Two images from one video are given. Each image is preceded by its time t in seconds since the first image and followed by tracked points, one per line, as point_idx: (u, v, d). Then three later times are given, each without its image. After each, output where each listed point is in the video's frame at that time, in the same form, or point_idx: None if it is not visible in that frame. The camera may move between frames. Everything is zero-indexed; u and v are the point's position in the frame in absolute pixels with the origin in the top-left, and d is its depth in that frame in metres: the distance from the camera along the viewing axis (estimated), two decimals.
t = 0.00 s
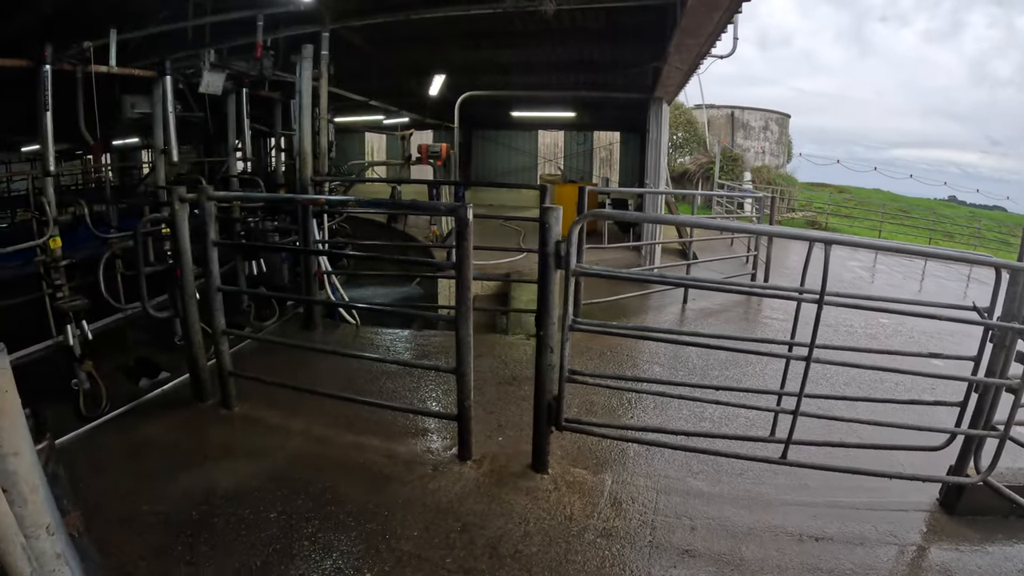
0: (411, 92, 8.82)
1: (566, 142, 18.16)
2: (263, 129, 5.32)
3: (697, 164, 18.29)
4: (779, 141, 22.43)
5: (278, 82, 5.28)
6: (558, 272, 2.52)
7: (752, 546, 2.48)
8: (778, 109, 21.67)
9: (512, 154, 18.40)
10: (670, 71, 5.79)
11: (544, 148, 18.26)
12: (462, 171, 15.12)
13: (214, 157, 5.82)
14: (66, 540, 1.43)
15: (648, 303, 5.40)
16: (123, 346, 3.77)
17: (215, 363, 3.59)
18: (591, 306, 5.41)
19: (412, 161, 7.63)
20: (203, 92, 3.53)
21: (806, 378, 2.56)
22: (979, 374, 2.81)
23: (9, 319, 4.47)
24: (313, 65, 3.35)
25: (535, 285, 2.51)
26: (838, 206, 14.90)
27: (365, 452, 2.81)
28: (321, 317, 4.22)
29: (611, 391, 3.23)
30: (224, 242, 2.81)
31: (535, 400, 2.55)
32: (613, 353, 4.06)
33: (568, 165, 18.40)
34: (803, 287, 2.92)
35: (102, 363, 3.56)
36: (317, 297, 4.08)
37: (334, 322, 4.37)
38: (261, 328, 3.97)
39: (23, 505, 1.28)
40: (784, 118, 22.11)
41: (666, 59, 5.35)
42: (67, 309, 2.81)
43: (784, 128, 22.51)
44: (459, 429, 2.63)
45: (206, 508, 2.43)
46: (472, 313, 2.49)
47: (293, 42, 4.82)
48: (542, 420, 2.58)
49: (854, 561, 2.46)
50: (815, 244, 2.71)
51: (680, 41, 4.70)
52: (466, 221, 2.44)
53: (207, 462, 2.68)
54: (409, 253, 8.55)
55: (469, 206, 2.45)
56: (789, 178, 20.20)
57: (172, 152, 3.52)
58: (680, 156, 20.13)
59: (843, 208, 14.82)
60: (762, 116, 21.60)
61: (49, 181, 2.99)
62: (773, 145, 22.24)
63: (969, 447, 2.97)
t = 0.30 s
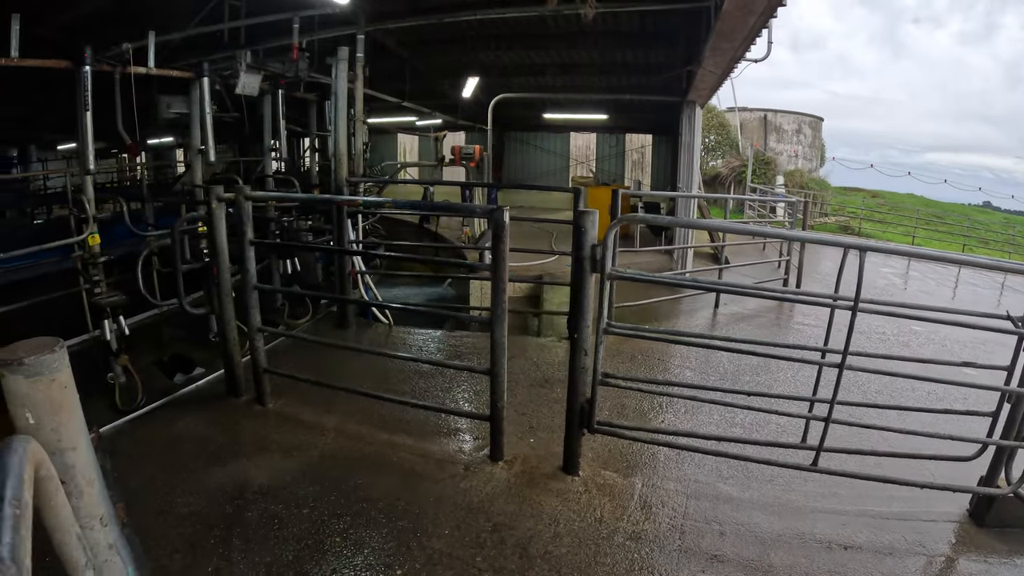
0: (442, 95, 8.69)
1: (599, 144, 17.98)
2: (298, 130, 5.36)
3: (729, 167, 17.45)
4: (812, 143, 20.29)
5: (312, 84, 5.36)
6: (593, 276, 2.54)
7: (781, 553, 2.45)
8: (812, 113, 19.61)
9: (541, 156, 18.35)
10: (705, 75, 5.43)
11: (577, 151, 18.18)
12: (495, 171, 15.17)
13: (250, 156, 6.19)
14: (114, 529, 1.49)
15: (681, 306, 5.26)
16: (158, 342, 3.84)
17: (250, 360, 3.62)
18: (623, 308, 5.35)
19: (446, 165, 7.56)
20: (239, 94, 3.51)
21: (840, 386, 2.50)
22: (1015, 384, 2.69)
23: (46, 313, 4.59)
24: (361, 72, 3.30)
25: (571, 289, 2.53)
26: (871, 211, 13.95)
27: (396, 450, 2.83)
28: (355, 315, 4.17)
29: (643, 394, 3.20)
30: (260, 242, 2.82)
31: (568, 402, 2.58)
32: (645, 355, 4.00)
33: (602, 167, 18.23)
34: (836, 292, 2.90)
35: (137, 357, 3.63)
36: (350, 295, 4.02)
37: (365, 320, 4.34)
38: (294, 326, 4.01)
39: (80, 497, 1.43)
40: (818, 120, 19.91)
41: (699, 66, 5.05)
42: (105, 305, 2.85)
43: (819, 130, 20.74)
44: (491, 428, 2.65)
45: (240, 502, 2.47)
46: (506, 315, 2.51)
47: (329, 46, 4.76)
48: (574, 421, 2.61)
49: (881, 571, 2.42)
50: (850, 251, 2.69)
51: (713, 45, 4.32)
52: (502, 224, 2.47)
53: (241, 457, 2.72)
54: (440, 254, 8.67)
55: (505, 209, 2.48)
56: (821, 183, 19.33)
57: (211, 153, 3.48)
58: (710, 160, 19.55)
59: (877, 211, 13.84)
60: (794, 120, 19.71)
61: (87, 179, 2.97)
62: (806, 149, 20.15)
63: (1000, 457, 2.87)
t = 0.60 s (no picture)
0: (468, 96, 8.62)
1: (630, 146, 17.64)
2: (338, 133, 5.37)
3: (760, 170, 16.32)
4: (843, 147, 19.47)
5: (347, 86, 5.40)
6: (628, 280, 2.58)
7: (809, 560, 2.41)
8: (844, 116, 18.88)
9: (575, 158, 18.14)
10: (739, 79, 5.25)
11: (609, 153, 17.92)
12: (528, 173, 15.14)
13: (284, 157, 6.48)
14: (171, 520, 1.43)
15: (713, 310, 5.16)
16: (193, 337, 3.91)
17: (285, 358, 3.65)
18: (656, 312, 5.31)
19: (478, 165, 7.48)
20: (275, 95, 3.52)
21: (872, 394, 2.44)
22: None
23: (83, 307, 4.70)
24: (397, 75, 3.30)
25: (605, 293, 2.56)
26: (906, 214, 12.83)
27: (429, 450, 2.84)
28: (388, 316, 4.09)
29: (674, 398, 3.18)
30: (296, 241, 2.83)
31: (601, 405, 2.61)
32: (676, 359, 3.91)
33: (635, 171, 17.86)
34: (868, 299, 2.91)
35: (171, 353, 3.70)
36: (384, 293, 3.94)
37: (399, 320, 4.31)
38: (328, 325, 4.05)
39: (139, 490, 1.36)
40: (848, 126, 19.18)
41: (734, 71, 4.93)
42: (142, 301, 2.91)
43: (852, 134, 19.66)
44: (524, 429, 2.68)
45: (273, 497, 2.50)
46: (541, 317, 2.54)
47: (364, 48, 4.77)
48: (606, 423, 2.63)
49: None
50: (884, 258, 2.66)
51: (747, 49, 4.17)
52: (539, 227, 2.50)
53: (274, 454, 2.74)
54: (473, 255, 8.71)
55: (542, 213, 2.50)
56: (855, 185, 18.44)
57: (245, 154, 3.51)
58: (743, 164, 17.58)
59: (911, 217, 13.16)
60: (829, 120, 19.00)
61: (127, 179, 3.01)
62: (839, 152, 19.42)
63: None
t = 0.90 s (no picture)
0: (493, 96, 8.52)
1: (660, 150, 17.36)
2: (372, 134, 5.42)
3: (790, 175, 14.89)
4: (877, 152, 17.92)
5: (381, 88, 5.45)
6: (661, 284, 2.60)
7: (837, 569, 2.38)
8: (875, 120, 17.30)
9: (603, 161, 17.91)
10: (770, 84, 5.20)
11: (638, 156, 17.63)
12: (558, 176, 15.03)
13: (316, 157, 6.50)
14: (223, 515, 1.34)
15: (743, 315, 5.08)
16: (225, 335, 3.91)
17: (318, 356, 3.67)
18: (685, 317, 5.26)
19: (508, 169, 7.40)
20: (309, 97, 3.53)
21: (903, 403, 2.40)
22: None
23: (112, 304, 4.76)
24: (430, 77, 3.33)
25: (638, 298, 2.59)
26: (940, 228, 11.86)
27: (461, 450, 2.86)
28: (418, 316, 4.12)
29: (703, 402, 3.18)
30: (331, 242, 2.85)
31: (633, 408, 2.64)
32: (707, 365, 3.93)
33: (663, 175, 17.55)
34: (904, 306, 2.89)
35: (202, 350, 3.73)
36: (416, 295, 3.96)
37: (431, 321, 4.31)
38: (359, 324, 4.09)
39: (196, 485, 1.31)
40: (882, 129, 17.62)
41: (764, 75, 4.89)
42: (177, 298, 2.93)
43: (882, 139, 18.05)
44: (554, 430, 2.70)
45: (305, 495, 2.52)
46: (575, 321, 2.56)
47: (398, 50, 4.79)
48: (637, 427, 2.66)
49: None
50: (916, 265, 2.61)
51: (779, 54, 4.15)
52: (574, 231, 2.52)
53: (306, 451, 2.77)
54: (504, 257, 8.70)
55: (577, 217, 2.52)
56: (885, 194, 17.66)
57: (280, 155, 3.52)
58: (772, 169, 16.39)
59: (944, 225, 12.65)
60: (860, 127, 17.47)
61: (163, 178, 3.03)
62: (871, 157, 17.81)
63: None
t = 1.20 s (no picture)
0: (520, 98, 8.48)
1: (687, 153, 16.94)
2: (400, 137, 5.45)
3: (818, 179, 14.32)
4: (905, 158, 17.53)
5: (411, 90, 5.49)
6: (693, 290, 2.60)
7: None
8: (905, 124, 16.94)
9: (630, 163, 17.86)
10: (801, 90, 5.17)
11: (666, 160, 17.31)
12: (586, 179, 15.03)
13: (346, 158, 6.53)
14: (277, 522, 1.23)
15: (771, 322, 5.04)
16: (253, 332, 3.93)
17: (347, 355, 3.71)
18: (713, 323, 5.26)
19: (536, 172, 7.40)
20: (341, 99, 3.48)
21: (932, 412, 2.36)
22: None
23: (143, 300, 4.84)
24: (460, 80, 3.36)
25: (670, 303, 2.59)
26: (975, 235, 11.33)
27: (492, 452, 2.88)
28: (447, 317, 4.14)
29: (730, 408, 3.20)
30: (363, 243, 2.86)
31: (662, 413, 2.65)
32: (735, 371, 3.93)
33: (689, 179, 17.12)
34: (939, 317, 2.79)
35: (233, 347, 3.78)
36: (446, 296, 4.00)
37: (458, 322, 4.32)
38: (388, 325, 4.12)
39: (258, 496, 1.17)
40: (911, 134, 17.23)
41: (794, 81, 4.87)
42: (209, 297, 2.96)
43: (912, 143, 17.64)
44: (584, 434, 2.72)
45: (334, 493, 2.55)
46: (606, 325, 2.57)
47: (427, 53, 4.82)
48: (665, 433, 2.67)
49: None
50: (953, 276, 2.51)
51: (811, 61, 4.14)
52: (606, 235, 2.54)
53: (334, 450, 2.80)
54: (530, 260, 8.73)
55: (609, 222, 2.54)
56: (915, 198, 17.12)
57: (313, 157, 3.54)
58: (800, 174, 16.18)
59: (978, 233, 12.29)
60: (891, 132, 17.04)
61: (196, 178, 3.03)
62: (899, 162, 17.42)
63: None
